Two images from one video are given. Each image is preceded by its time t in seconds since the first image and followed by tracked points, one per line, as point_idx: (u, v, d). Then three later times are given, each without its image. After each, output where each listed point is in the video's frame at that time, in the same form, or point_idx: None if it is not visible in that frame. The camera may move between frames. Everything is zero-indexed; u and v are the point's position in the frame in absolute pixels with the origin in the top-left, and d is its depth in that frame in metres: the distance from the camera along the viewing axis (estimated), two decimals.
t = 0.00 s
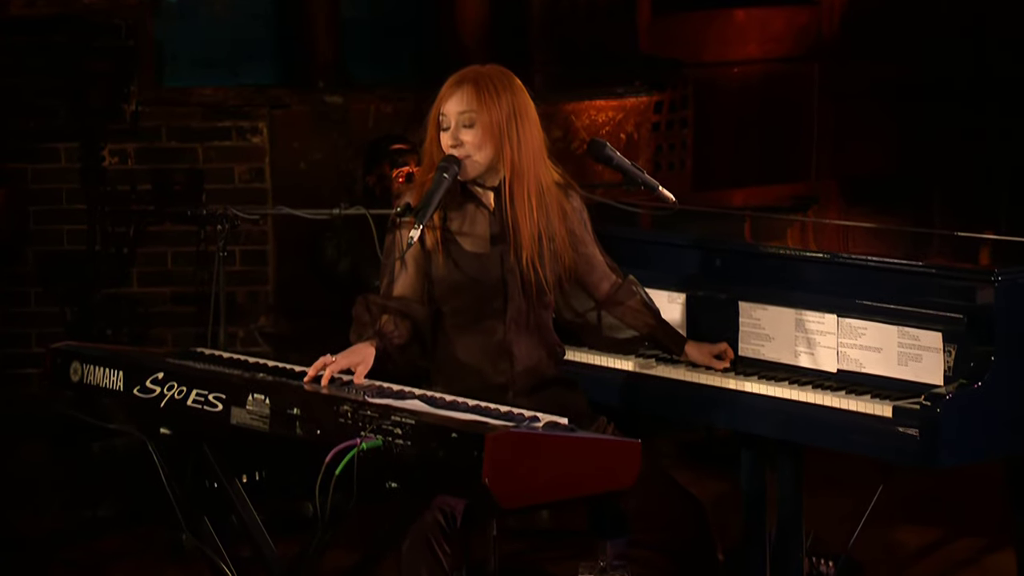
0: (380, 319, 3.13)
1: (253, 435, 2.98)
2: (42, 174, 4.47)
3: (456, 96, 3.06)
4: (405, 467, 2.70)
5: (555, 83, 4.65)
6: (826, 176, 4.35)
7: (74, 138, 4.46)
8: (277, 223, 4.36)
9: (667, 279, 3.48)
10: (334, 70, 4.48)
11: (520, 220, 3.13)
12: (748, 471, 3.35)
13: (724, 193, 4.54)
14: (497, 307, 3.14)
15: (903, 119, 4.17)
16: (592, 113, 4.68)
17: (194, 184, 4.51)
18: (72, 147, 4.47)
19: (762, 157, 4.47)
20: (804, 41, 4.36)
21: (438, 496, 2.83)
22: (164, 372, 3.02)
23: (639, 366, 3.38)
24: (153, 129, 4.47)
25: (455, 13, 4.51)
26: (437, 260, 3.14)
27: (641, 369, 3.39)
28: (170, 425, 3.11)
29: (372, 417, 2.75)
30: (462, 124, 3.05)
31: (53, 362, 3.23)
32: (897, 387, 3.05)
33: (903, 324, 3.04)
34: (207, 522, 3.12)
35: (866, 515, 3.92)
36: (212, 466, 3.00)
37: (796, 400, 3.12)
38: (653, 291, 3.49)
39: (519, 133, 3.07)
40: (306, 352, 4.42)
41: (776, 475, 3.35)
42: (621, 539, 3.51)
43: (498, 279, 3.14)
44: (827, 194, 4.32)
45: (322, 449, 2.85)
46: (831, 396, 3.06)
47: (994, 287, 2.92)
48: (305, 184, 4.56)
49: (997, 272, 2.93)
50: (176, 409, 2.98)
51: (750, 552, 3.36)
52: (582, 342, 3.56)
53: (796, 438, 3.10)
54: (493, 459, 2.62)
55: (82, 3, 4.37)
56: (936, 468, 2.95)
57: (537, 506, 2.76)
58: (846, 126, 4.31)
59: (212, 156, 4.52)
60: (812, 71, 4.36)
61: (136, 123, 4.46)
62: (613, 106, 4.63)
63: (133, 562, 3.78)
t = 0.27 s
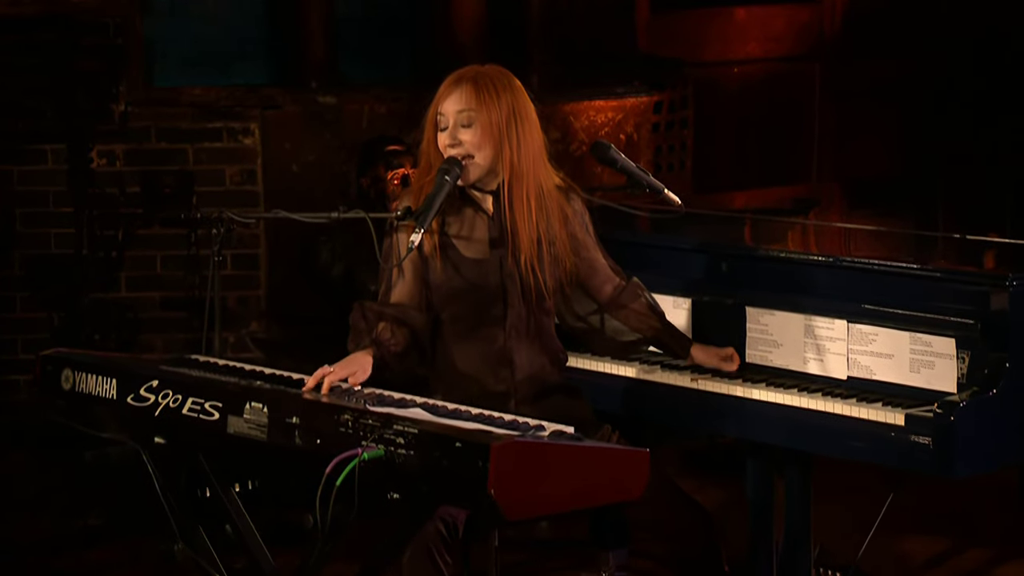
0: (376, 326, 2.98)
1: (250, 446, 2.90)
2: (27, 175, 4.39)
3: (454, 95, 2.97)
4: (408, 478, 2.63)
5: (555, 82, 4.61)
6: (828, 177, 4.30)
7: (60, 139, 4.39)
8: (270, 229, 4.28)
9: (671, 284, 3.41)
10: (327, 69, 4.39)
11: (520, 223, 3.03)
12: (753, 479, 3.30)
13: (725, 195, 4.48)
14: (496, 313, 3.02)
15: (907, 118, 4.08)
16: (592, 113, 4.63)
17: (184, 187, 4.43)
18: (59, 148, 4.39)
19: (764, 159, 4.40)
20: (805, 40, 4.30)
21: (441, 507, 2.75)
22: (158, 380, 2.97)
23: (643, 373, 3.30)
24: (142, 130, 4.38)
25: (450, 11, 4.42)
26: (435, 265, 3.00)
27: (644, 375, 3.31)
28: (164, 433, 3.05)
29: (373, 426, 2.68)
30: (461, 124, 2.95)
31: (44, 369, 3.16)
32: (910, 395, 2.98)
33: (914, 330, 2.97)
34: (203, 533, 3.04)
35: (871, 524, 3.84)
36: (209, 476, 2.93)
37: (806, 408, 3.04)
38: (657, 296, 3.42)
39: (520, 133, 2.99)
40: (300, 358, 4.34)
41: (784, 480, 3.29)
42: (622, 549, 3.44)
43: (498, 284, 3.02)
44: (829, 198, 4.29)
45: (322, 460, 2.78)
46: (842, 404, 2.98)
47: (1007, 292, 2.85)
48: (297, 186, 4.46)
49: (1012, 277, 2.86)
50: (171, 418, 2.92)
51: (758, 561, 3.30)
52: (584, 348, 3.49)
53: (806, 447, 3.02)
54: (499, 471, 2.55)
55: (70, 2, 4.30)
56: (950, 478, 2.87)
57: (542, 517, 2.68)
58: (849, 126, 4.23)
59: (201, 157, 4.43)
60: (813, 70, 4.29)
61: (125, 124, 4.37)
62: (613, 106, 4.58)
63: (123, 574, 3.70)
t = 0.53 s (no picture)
0: (374, 335, 2.89)
1: (247, 457, 2.84)
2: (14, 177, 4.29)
3: (451, 97, 2.87)
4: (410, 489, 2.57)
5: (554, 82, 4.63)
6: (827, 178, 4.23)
7: (48, 141, 4.28)
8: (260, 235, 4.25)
9: (676, 289, 3.35)
10: (319, 70, 4.31)
11: (521, 226, 2.92)
12: (761, 491, 3.23)
13: (724, 198, 4.42)
14: (497, 320, 2.92)
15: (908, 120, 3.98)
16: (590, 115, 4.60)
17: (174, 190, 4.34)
18: (46, 151, 4.29)
19: (764, 162, 4.33)
20: (807, 39, 4.24)
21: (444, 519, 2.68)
22: (153, 389, 2.91)
23: (648, 382, 3.22)
24: (130, 131, 4.29)
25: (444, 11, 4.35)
26: (433, 271, 2.90)
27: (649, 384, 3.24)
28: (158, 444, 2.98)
29: (375, 436, 2.61)
30: (460, 125, 2.86)
31: (36, 378, 3.10)
32: (922, 403, 2.91)
33: (926, 336, 2.90)
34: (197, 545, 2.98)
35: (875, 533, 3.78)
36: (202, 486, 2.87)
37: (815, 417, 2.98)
38: (662, 303, 3.36)
39: (519, 135, 2.90)
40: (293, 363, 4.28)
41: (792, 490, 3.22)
42: (625, 561, 3.39)
43: (498, 291, 2.91)
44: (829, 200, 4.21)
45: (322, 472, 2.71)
46: (854, 413, 2.92)
47: None
48: (290, 189, 4.38)
49: None
50: (167, 427, 2.86)
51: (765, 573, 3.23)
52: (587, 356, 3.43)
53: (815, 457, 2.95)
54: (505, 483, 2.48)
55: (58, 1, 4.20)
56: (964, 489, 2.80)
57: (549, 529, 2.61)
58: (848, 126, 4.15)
59: (191, 160, 4.34)
60: (814, 70, 4.22)
61: (114, 125, 4.28)
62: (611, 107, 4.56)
63: None
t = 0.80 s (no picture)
0: (374, 343, 2.83)
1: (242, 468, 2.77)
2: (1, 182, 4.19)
3: (451, 99, 2.79)
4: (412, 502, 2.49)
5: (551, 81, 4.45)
6: (828, 183, 4.17)
7: (33, 144, 4.19)
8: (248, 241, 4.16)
9: (681, 294, 3.28)
10: (311, 71, 4.24)
11: (522, 232, 2.85)
12: (767, 504, 3.14)
13: (723, 202, 4.36)
14: (499, 327, 2.84)
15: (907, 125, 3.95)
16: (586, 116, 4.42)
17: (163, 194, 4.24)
18: (33, 154, 4.19)
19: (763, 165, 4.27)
20: (805, 40, 4.16)
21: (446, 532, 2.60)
22: (146, 399, 2.83)
23: (653, 391, 3.15)
24: (117, 134, 4.20)
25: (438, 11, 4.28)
26: (433, 278, 2.83)
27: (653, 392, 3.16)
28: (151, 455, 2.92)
29: (375, 446, 2.54)
30: (460, 129, 2.78)
31: (26, 387, 3.02)
32: (934, 412, 2.84)
33: (938, 344, 2.84)
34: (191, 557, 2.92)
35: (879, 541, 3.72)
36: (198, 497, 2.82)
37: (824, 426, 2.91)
38: (667, 309, 3.29)
39: (521, 139, 2.82)
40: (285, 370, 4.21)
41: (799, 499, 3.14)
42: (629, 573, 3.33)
43: (500, 298, 2.84)
44: (830, 206, 4.16)
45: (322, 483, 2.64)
46: (864, 421, 2.85)
47: None
48: (281, 193, 4.29)
49: None
50: (160, 438, 2.80)
51: None
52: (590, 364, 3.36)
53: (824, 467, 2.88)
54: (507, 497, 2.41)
55: None
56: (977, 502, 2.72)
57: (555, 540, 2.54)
58: (849, 126, 4.08)
59: (180, 163, 4.24)
60: (814, 70, 4.14)
61: (100, 128, 4.19)
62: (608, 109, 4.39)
63: None
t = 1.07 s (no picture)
0: (371, 349, 2.76)
1: (237, 478, 2.72)
2: None
3: (451, 102, 2.72)
4: (412, 514, 2.43)
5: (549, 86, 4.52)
6: (826, 187, 4.06)
7: (17, 147, 4.06)
8: (236, 252, 4.01)
9: (682, 300, 3.26)
10: (300, 73, 4.18)
11: (524, 238, 2.79)
12: (772, 515, 3.09)
13: (719, 206, 4.28)
14: (499, 335, 2.78)
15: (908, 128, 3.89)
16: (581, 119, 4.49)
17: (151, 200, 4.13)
18: (15, 157, 4.07)
19: (759, 169, 4.19)
20: (804, 40, 4.08)
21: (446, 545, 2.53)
22: (137, 409, 2.77)
23: (655, 400, 3.09)
24: (103, 137, 4.10)
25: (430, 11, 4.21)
26: (432, 284, 2.76)
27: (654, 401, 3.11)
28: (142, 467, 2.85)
29: (374, 457, 2.48)
30: (460, 132, 2.71)
31: (12, 398, 2.93)
32: (944, 421, 2.79)
33: (947, 351, 2.78)
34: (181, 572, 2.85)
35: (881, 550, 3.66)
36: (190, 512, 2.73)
37: (830, 435, 2.85)
38: (669, 315, 3.27)
39: (523, 142, 2.75)
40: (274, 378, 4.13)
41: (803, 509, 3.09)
42: None
43: (500, 305, 2.78)
44: (829, 208, 4.04)
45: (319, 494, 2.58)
46: (872, 431, 2.80)
47: None
48: (267, 198, 4.21)
49: None
50: (152, 448, 2.73)
51: None
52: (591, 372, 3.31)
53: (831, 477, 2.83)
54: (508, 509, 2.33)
55: None
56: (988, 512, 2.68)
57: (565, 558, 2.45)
58: (848, 127, 4.00)
59: (167, 166, 4.15)
60: (812, 71, 4.07)
61: (85, 130, 4.08)
62: (604, 111, 4.43)
63: None
